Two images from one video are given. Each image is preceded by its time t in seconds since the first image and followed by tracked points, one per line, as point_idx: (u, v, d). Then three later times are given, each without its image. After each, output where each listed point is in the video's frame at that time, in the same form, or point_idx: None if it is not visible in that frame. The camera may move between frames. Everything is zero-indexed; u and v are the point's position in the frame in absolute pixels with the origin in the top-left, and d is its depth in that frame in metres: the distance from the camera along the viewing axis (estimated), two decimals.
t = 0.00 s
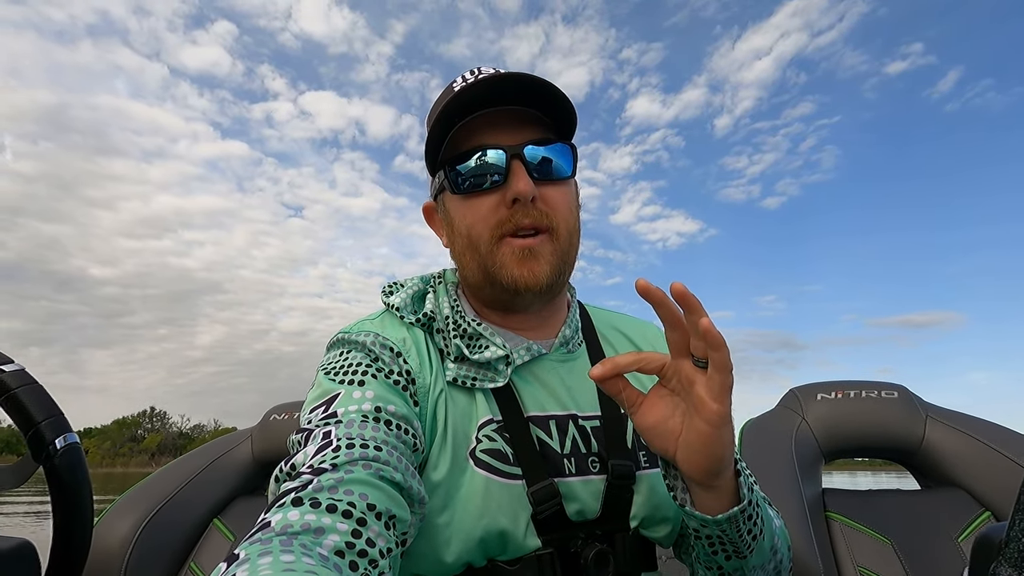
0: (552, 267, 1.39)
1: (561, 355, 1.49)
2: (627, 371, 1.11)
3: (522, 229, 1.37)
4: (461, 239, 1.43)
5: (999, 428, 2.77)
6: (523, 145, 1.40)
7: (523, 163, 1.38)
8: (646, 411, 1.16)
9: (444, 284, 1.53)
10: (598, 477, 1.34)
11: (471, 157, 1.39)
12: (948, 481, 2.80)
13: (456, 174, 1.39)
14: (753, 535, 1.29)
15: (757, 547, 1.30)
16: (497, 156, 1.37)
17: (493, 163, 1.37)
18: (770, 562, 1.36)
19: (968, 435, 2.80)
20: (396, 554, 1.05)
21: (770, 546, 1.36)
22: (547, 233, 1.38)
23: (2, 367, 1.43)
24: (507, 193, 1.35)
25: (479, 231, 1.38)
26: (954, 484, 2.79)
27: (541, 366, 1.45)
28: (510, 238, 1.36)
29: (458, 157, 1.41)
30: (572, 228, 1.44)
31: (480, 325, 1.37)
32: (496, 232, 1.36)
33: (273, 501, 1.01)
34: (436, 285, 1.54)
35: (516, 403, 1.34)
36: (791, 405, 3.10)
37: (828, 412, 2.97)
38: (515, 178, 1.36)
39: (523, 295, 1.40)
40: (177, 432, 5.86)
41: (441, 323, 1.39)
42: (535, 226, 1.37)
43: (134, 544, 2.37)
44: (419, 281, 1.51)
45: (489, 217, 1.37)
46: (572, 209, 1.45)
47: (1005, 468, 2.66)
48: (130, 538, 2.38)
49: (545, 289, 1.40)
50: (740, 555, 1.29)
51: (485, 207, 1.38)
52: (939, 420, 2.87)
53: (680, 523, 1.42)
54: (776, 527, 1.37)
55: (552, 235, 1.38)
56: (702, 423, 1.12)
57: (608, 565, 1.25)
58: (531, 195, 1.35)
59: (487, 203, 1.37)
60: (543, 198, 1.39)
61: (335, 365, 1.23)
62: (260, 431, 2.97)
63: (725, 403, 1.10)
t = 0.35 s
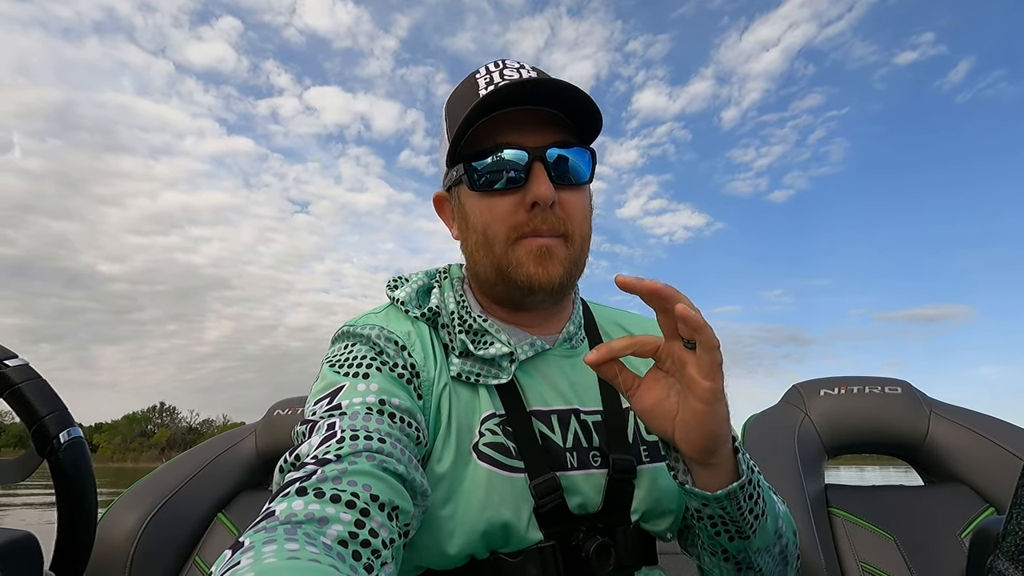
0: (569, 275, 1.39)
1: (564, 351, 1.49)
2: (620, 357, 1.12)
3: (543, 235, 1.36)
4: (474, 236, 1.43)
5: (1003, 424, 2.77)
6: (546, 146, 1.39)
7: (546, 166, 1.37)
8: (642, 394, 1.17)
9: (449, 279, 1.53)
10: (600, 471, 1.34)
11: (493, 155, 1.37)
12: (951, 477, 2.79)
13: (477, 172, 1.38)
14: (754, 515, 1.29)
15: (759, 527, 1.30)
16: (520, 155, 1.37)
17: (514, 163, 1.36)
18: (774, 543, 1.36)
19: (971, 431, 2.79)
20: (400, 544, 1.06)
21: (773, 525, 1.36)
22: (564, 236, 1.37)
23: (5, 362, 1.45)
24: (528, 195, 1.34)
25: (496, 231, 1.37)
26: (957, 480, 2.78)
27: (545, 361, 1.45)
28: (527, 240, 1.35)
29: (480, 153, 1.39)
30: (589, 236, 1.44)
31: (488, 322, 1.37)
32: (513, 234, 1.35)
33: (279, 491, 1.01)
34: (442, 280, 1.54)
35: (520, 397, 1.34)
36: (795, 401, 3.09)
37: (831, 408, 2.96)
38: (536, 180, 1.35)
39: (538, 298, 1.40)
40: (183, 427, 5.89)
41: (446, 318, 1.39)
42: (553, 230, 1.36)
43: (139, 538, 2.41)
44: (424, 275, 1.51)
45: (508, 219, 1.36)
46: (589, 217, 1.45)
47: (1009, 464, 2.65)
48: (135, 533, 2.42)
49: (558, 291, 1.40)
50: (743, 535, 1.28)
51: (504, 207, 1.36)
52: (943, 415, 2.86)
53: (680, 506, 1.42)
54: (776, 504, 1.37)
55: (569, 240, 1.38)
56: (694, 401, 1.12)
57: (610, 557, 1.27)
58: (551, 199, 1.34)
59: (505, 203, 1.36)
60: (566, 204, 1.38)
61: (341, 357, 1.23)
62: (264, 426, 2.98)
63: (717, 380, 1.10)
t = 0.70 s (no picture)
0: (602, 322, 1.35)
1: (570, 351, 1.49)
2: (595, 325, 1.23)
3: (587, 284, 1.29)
4: (511, 264, 1.32)
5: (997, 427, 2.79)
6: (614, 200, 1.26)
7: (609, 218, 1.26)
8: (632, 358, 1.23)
9: (456, 279, 1.51)
10: (603, 470, 1.35)
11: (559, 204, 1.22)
12: (946, 479, 2.81)
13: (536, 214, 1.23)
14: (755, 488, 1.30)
15: (761, 500, 1.31)
16: (589, 203, 1.23)
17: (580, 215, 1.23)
18: (779, 520, 1.36)
19: (965, 433, 2.81)
20: (405, 542, 1.06)
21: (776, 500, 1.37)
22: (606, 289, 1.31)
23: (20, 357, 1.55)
24: (583, 249, 1.24)
25: (540, 275, 1.28)
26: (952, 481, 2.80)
27: (554, 360, 1.44)
28: (569, 290, 1.29)
29: (543, 188, 1.23)
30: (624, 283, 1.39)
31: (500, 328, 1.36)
32: (556, 281, 1.28)
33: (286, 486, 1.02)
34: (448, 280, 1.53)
35: (526, 400, 1.35)
36: (791, 404, 3.09)
37: (828, 410, 2.97)
38: (597, 235, 1.25)
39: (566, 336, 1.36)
40: (180, 431, 5.86)
41: (453, 319, 1.38)
42: (599, 283, 1.29)
43: (139, 539, 2.45)
44: (430, 275, 1.51)
45: (556, 267, 1.26)
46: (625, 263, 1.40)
47: (1002, 465, 2.67)
48: (135, 534, 2.46)
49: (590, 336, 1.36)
50: (742, 505, 1.30)
51: (556, 254, 1.26)
52: (937, 418, 2.87)
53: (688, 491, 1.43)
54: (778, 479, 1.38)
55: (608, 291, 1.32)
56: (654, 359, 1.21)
57: (614, 556, 1.27)
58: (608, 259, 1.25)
59: (556, 250, 1.25)
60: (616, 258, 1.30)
61: (349, 355, 1.24)
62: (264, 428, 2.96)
63: (670, 338, 1.18)
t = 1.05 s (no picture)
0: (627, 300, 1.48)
1: (603, 338, 1.62)
2: (682, 365, 1.30)
3: (605, 263, 1.43)
4: (531, 254, 1.46)
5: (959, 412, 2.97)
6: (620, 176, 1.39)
7: (618, 193, 1.39)
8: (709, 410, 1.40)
9: (496, 272, 1.66)
10: (636, 454, 1.52)
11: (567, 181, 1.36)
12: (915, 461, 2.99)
13: (547, 202, 1.37)
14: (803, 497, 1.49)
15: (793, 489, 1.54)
16: (594, 177, 1.37)
17: (590, 191, 1.36)
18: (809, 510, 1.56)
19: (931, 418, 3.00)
20: (438, 524, 1.18)
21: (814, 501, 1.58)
22: (622, 267, 1.44)
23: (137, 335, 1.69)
24: (597, 226, 1.38)
25: (558, 258, 1.41)
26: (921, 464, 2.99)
27: (589, 354, 1.59)
28: (588, 268, 1.42)
29: (550, 174, 1.38)
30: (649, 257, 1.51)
31: (540, 327, 1.52)
32: (575, 260, 1.41)
33: (331, 457, 1.15)
34: (488, 271, 1.68)
35: (563, 394, 1.50)
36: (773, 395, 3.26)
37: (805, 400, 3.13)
38: (609, 213, 1.38)
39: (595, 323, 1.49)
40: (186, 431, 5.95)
41: (496, 317, 1.53)
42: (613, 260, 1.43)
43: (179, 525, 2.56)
44: (470, 268, 1.66)
45: (572, 249, 1.40)
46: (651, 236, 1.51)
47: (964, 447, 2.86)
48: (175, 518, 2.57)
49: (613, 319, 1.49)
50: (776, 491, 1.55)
51: (569, 235, 1.39)
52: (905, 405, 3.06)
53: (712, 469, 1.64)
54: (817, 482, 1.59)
55: (625, 269, 1.45)
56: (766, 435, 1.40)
57: (642, 533, 1.46)
58: (620, 233, 1.38)
59: (573, 230, 1.38)
60: (631, 232, 1.43)
61: (400, 343, 1.38)
62: (290, 418, 3.10)
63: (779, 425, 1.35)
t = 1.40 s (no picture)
0: (633, 279, 1.65)
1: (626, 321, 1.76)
2: (683, 534, 1.62)
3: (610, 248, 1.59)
4: (546, 243, 1.64)
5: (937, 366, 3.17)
6: (615, 163, 1.53)
7: (615, 180, 1.53)
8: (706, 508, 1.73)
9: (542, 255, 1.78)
10: (643, 423, 1.77)
11: (564, 173, 1.52)
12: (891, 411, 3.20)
13: (554, 196, 1.54)
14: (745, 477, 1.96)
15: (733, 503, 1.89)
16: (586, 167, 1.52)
17: (586, 183, 1.52)
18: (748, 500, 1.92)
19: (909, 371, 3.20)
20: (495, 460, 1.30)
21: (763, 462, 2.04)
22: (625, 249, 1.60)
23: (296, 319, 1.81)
24: (596, 214, 1.54)
25: (567, 247, 1.59)
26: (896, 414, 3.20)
27: (612, 339, 1.74)
28: (595, 253, 1.58)
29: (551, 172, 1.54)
30: (655, 236, 1.66)
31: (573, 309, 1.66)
32: (581, 247, 1.58)
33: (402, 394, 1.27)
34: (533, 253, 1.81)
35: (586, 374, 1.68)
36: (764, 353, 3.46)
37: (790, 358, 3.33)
38: (606, 201, 1.54)
39: (605, 304, 1.66)
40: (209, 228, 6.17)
41: (544, 301, 1.66)
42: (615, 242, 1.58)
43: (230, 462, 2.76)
44: (520, 250, 1.79)
45: (577, 238, 1.57)
46: (657, 212, 1.65)
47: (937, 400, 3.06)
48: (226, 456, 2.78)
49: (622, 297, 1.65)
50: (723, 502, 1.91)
51: (573, 225, 1.56)
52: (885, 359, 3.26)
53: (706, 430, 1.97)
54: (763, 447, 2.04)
55: (628, 251, 1.61)
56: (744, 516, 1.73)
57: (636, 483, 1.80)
58: (617, 218, 1.54)
59: (576, 219, 1.55)
60: (632, 215, 1.58)
61: (462, 309, 1.53)
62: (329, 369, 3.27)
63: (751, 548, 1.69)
